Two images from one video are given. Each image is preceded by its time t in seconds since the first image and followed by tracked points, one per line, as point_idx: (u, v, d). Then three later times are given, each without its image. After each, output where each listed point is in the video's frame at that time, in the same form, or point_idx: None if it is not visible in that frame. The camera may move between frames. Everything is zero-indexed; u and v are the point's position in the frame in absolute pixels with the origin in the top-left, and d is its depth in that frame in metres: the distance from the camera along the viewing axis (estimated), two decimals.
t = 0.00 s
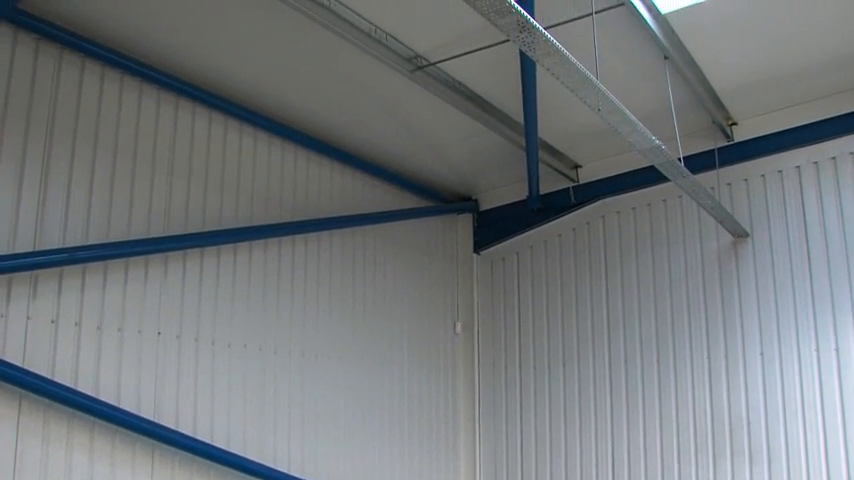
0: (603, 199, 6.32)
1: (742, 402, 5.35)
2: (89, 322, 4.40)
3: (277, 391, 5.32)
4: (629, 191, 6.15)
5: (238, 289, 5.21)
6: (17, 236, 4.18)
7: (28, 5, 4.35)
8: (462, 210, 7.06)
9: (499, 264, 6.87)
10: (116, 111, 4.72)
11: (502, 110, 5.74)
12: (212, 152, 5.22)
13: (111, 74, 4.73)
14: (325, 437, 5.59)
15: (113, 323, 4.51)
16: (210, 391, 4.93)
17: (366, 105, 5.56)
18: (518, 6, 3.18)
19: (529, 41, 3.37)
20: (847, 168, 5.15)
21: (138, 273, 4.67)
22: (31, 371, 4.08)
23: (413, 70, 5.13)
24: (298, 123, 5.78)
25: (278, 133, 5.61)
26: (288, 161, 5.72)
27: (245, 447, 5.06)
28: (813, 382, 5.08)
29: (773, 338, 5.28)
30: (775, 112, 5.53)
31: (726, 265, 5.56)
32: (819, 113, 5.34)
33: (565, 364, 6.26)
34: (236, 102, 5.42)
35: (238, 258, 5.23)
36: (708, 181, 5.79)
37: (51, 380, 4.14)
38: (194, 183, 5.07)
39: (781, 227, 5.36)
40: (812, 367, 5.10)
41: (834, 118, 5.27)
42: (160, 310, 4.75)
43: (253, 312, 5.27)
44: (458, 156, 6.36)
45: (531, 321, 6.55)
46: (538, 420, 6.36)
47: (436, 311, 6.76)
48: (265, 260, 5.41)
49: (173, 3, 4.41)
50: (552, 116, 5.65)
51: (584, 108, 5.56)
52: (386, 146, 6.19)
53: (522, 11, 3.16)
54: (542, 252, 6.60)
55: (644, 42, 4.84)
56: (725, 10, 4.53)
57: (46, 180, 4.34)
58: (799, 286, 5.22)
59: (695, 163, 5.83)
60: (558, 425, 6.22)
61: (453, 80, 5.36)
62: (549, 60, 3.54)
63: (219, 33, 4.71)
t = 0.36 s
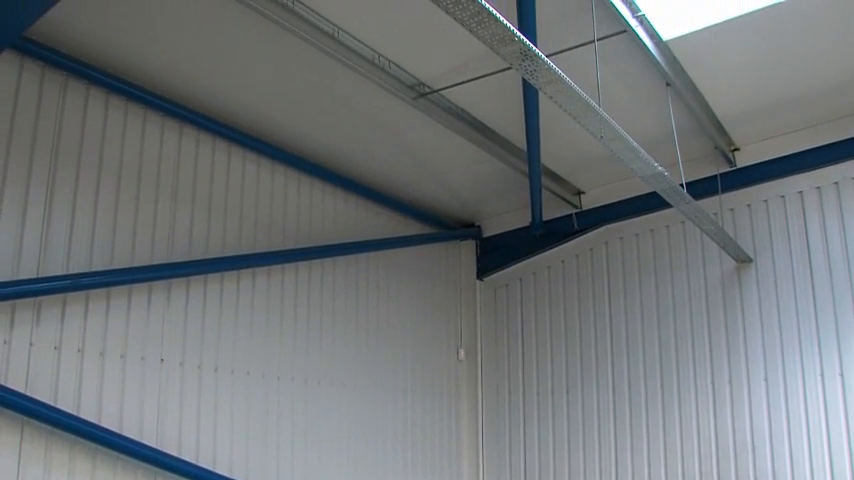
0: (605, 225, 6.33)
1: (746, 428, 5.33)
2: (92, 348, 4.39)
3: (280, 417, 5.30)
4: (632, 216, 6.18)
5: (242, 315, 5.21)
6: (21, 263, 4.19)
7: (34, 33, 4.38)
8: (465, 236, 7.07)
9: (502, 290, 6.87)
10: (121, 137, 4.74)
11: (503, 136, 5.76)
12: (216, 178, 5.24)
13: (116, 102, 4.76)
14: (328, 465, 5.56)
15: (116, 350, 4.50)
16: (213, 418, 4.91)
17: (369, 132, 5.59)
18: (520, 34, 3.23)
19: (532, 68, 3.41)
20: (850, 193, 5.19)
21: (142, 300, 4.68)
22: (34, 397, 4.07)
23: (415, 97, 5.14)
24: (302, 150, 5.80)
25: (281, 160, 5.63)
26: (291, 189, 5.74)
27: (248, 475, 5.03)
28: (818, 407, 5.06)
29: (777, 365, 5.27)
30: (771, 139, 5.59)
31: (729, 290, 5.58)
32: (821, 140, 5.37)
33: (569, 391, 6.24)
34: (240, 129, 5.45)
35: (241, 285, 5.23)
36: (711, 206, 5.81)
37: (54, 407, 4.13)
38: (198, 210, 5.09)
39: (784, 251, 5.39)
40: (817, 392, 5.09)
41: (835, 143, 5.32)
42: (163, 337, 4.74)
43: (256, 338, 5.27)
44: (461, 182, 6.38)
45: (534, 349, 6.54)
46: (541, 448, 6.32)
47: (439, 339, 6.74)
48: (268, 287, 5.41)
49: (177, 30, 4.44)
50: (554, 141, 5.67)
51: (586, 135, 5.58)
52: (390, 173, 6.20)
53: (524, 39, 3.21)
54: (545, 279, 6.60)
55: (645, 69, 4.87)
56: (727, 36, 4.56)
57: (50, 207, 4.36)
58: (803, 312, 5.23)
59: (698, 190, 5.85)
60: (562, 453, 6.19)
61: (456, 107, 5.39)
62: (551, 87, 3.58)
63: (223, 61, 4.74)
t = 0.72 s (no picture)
0: (606, 249, 6.34)
1: (749, 452, 5.32)
2: (92, 372, 4.38)
3: (280, 441, 5.29)
4: (633, 240, 6.19)
5: (243, 338, 5.20)
6: (22, 287, 4.19)
7: (37, 58, 4.40)
8: (466, 260, 7.07)
9: (503, 313, 6.87)
10: (123, 161, 4.75)
11: (503, 159, 5.78)
12: (217, 202, 5.25)
13: (118, 126, 4.77)
14: None
15: (117, 374, 4.49)
16: (214, 442, 4.90)
17: (371, 156, 5.61)
18: (520, 59, 3.25)
19: (532, 94, 3.42)
20: (850, 215, 5.24)
21: (143, 324, 4.67)
22: (34, 421, 4.06)
23: (416, 121, 5.16)
24: (303, 174, 5.81)
25: (283, 183, 5.64)
26: (292, 213, 5.75)
27: None
28: (821, 431, 5.06)
29: (779, 388, 5.27)
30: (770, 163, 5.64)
31: (730, 314, 5.59)
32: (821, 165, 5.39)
33: (570, 417, 6.21)
34: (242, 153, 5.46)
35: (242, 309, 5.23)
36: (712, 229, 5.84)
37: (53, 431, 4.12)
38: (198, 233, 5.09)
39: (785, 274, 5.42)
40: (819, 416, 5.09)
41: (835, 166, 5.36)
42: (163, 362, 4.72)
43: (257, 361, 5.26)
44: (462, 206, 6.39)
45: (535, 374, 6.52)
46: (543, 473, 6.29)
47: (440, 364, 6.72)
48: (269, 311, 5.41)
49: (179, 54, 4.46)
50: (554, 165, 5.69)
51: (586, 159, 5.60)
52: (391, 197, 6.22)
53: (524, 65, 3.22)
54: (546, 303, 6.60)
55: (645, 93, 4.89)
56: (726, 60, 4.59)
57: (52, 231, 4.36)
58: (805, 335, 5.26)
59: (697, 213, 5.88)
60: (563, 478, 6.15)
61: (457, 131, 5.40)
62: (552, 112, 3.59)
63: (225, 85, 4.76)
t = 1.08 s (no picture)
0: (607, 271, 6.35)
1: (751, 475, 5.30)
2: (92, 394, 4.36)
3: (281, 464, 5.27)
4: (634, 261, 6.21)
5: (244, 360, 5.20)
6: (22, 309, 4.17)
7: (40, 80, 4.41)
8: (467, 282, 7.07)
9: (504, 336, 6.87)
10: (125, 183, 4.76)
11: (502, 180, 5.79)
12: (219, 224, 5.26)
13: (120, 148, 4.78)
14: None
15: (117, 396, 4.47)
16: (214, 464, 4.88)
17: (372, 179, 5.63)
18: (521, 82, 3.25)
19: (533, 117, 3.42)
20: (851, 235, 5.27)
21: (144, 346, 4.66)
22: (33, 443, 4.04)
23: (418, 144, 5.17)
24: (305, 196, 5.83)
25: (284, 206, 5.65)
26: (293, 235, 5.76)
27: None
28: (824, 451, 5.06)
29: (781, 407, 5.28)
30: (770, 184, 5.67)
31: (732, 335, 5.60)
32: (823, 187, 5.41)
33: (572, 439, 6.19)
34: (243, 175, 5.47)
35: (243, 332, 5.22)
36: (713, 251, 5.86)
37: (53, 453, 4.10)
38: (200, 255, 5.09)
39: (787, 295, 5.44)
40: (822, 436, 5.08)
41: (835, 187, 5.40)
42: (163, 384, 4.71)
43: (258, 383, 5.25)
44: (464, 228, 6.39)
45: (536, 397, 6.50)
46: None
47: (441, 388, 6.70)
48: (270, 333, 5.41)
49: (182, 77, 4.48)
50: (555, 187, 5.70)
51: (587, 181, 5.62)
52: (392, 220, 6.23)
53: (524, 87, 3.23)
54: (547, 325, 6.60)
55: (646, 115, 4.90)
56: (726, 82, 4.60)
57: (53, 253, 4.35)
58: (807, 355, 5.27)
59: (697, 235, 5.91)
60: None
61: (457, 153, 5.42)
62: (552, 135, 3.59)
63: (227, 107, 4.77)
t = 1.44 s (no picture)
0: (608, 289, 6.36)
1: None
2: (93, 414, 4.33)
3: None
4: (636, 280, 6.21)
5: (246, 379, 5.19)
6: (24, 329, 4.15)
7: (43, 100, 4.42)
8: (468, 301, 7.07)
9: (505, 355, 6.86)
10: (126, 202, 4.76)
11: (503, 200, 5.80)
12: (221, 242, 5.26)
13: (122, 167, 4.79)
14: None
15: (118, 416, 4.45)
16: None
17: (373, 198, 5.63)
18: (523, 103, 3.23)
19: (534, 137, 3.41)
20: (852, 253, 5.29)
21: (145, 366, 4.64)
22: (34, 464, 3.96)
23: (419, 164, 5.19)
24: (306, 215, 5.83)
25: (285, 224, 5.66)
26: (295, 255, 5.76)
27: None
28: (828, 471, 5.03)
29: (784, 424, 5.27)
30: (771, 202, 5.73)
31: (734, 354, 5.60)
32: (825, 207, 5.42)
33: (574, 460, 6.16)
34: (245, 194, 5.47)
35: (244, 350, 5.22)
36: (715, 269, 5.89)
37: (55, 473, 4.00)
38: (201, 275, 5.09)
39: (789, 313, 5.45)
40: (826, 456, 5.06)
41: (836, 205, 5.43)
42: (164, 404, 4.69)
43: (259, 402, 5.24)
44: (465, 248, 6.40)
45: (538, 417, 6.49)
46: None
47: (442, 408, 6.69)
48: (272, 352, 5.40)
49: (183, 97, 4.49)
50: (556, 206, 5.71)
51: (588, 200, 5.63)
52: (393, 239, 6.24)
53: (526, 108, 3.21)
54: (549, 345, 6.59)
55: (646, 134, 4.91)
56: (726, 101, 4.61)
57: (54, 272, 4.33)
58: (809, 374, 5.25)
59: (698, 253, 5.95)
60: None
61: (458, 173, 5.43)
62: (554, 155, 3.58)
63: (229, 127, 4.78)
